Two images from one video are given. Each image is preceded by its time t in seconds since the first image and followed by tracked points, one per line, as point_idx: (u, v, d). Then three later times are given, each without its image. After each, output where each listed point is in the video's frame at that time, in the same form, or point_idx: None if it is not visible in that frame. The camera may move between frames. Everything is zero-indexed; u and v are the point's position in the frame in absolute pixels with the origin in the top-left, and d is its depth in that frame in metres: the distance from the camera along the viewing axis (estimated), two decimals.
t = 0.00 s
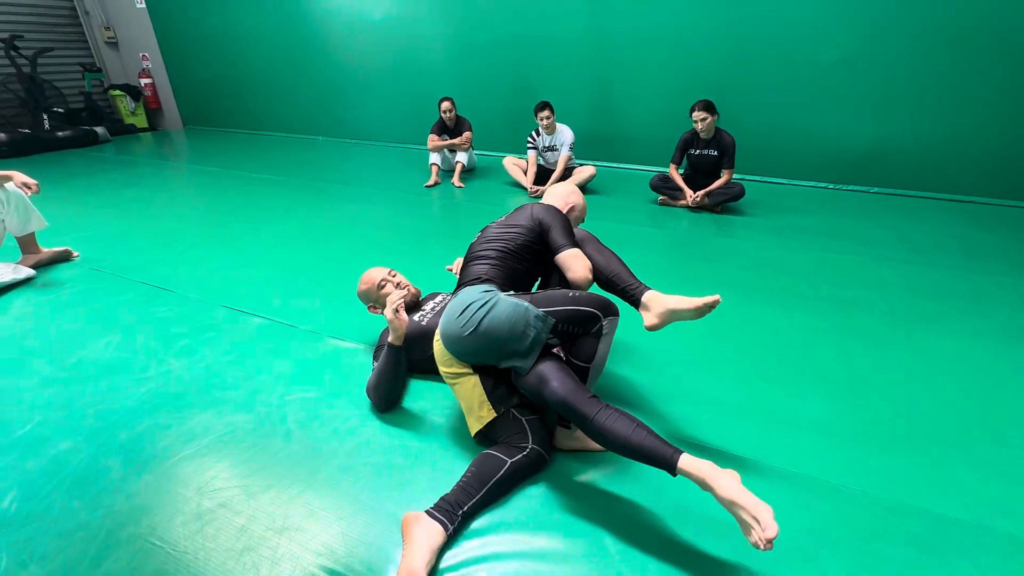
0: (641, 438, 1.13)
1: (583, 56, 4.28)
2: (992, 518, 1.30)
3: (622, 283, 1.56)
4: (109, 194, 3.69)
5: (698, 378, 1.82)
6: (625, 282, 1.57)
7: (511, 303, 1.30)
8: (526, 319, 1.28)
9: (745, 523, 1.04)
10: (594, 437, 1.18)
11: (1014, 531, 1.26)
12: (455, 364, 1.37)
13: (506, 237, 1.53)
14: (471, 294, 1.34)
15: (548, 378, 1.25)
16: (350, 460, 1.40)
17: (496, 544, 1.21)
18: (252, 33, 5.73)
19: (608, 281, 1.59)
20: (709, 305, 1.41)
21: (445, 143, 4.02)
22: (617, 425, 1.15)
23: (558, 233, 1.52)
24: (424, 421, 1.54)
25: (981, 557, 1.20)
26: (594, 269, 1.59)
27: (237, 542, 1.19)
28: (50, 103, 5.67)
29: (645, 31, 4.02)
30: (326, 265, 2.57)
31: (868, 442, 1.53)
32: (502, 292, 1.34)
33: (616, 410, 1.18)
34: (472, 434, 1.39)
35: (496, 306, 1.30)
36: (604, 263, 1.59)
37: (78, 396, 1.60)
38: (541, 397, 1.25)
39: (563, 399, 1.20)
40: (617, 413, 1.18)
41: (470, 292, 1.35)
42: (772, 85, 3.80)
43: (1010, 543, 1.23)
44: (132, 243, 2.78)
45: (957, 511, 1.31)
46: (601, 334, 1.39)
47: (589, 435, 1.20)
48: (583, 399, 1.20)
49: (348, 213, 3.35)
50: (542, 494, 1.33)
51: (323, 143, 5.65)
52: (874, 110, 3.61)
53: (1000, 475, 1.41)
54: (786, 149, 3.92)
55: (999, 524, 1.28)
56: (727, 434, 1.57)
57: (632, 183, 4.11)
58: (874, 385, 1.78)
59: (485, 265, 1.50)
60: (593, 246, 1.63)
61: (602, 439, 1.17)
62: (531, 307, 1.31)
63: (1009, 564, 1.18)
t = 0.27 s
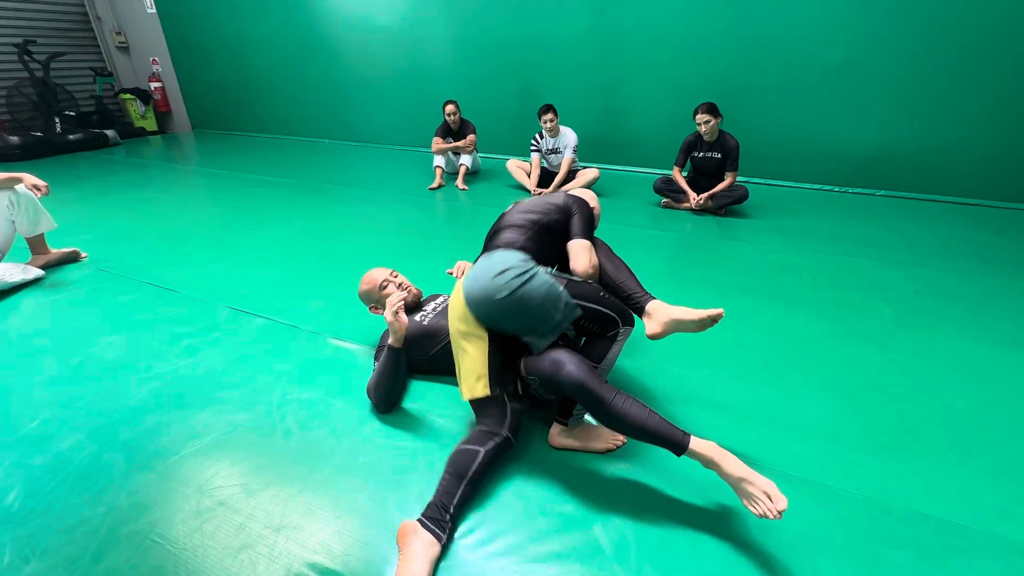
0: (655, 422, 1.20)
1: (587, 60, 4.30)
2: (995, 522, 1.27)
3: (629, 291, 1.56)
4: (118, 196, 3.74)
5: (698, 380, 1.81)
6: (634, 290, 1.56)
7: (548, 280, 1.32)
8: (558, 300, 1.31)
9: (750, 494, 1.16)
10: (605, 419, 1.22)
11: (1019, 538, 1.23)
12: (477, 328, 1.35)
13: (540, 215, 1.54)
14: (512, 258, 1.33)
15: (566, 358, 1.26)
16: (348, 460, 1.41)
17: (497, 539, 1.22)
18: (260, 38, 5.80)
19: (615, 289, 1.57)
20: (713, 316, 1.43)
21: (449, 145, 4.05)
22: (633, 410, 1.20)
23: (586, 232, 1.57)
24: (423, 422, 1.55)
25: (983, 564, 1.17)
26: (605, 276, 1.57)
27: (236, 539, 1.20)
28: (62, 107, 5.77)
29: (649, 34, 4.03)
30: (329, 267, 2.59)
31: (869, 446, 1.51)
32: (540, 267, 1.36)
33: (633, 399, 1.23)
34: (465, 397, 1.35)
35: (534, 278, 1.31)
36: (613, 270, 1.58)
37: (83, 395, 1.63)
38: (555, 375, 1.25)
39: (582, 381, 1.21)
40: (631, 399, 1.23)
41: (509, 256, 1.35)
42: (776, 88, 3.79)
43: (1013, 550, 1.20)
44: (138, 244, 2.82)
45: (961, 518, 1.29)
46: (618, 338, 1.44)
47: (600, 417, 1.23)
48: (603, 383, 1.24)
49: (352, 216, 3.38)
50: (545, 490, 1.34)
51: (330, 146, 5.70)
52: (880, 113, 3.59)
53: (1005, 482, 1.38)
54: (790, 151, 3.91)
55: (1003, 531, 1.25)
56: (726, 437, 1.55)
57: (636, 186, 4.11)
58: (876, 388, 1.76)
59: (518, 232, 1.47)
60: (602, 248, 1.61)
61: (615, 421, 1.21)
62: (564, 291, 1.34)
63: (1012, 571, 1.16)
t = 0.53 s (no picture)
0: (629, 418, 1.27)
1: (589, 61, 4.31)
2: (992, 524, 1.27)
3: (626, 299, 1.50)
4: (123, 196, 3.78)
5: (696, 381, 1.81)
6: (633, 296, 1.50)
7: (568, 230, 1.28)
8: (568, 251, 1.28)
9: (695, 486, 1.30)
10: (587, 409, 1.25)
11: (1016, 541, 1.22)
12: (486, 224, 1.22)
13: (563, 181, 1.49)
14: (544, 190, 1.27)
15: (556, 346, 1.28)
16: (346, 458, 1.42)
17: (495, 530, 1.24)
18: (264, 40, 5.84)
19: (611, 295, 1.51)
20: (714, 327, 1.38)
21: (451, 147, 4.07)
22: (614, 404, 1.26)
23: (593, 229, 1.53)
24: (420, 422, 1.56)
25: (979, 566, 1.17)
26: (602, 279, 1.50)
27: (234, 536, 1.22)
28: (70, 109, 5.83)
29: (651, 37, 4.04)
30: (331, 267, 2.61)
31: (867, 448, 1.51)
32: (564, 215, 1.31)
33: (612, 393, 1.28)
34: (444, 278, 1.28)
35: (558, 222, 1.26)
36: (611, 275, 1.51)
37: (87, 393, 1.65)
38: (546, 360, 1.26)
39: (572, 370, 1.23)
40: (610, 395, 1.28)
41: (539, 186, 1.28)
42: (778, 89, 3.79)
43: (1011, 552, 1.19)
44: (143, 244, 2.85)
45: (958, 520, 1.28)
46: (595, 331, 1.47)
47: (582, 406, 1.25)
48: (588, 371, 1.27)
49: (354, 216, 3.39)
50: (542, 482, 1.36)
51: (333, 147, 5.74)
52: (882, 114, 3.58)
53: (1004, 485, 1.37)
54: (792, 153, 3.91)
55: (1001, 534, 1.24)
56: (724, 438, 1.55)
57: (638, 187, 4.11)
58: (875, 390, 1.75)
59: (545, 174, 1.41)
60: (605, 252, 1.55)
61: (595, 412, 1.25)
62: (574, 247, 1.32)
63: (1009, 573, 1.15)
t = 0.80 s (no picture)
0: (612, 411, 1.29)
1: (591, 64, 4.32)
2: (990, 526, 1.27)
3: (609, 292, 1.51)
4: (130, 197, 3.81)
5: (694, 382, 1.82)
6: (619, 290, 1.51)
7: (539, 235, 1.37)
8: (537, 257, 1.36)
9: (666, 483, 1.31)
10: (575, 395, 1.26)
11: (1014, 543, 1.22)
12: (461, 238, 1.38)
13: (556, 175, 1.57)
14: (515, 199, 1.36)
15: (549, 330, 1.30)
16: (346, 457, 1.44)
17: (495, 530, 1.24)
18: (270, 43, 5.88)
19: (598, 287, 1.53)
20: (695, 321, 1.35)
21: (454, 148, 4.08)
22: (599, 394, 1.27)
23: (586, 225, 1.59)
24: (420, 422, 1.57)
25: (976, 568, 1.16)
26: (589, 271, 1.53)
27: (235, 533, 1.23)
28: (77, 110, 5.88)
29: (654, 39, 4.04)
30: (333, 267, 2.62)
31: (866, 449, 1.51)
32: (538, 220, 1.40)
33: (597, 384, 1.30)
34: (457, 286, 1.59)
35: (527, 227, 1.35)
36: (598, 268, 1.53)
37: (91, 391, 1.67)
38: (538, 342, 1.27)
39: (563, 352, 1.24)
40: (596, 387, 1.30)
41: (513, 195, 1.38)
42: (781, 91, 3.79)
43: (1008, 554, 1.19)
44: (148, 244, 2.87)
45: (956, 522, 1.28)
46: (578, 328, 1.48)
47: (569, 391, 1.26)
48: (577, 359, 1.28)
49: (357, 217, 3.41)
50: (542, 482, 1.37)
51: (338, 149, 5.77)
52: (885, 116, 3.58)
53: (1002, 487, 1.37)
54: (795, 155, 3.91)
55: (999, 536, 1.24)
56: (722, 438, 1.55)
57: (640, 189, 4.12)
58: (874, 393, 1.75)
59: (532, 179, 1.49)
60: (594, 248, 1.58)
61: (581, 399, 1.26)
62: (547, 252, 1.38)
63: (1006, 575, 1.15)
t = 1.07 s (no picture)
0: (596, 403, 1.31)
1: (594, 64, 4.32)
2: (989, 526, 1.27)
3: (604, 285, 1.58)
4: (133, 197, 3.83)
5: (694, 382, 1.82)
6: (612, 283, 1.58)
7: (504, 247, 1.51)
8: (504, 267, 1.49)
9: (648, 477, 1.33)
10: (560, 387, 1.27)
11: (1014, 543, 1.22)
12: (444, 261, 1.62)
13: (535, 184, 1.68)
14: (478, 220, 1.54)
15: (534, 322, 1.31)
16: (347, 455, 1.45)
17: (494, 528, 1.25)
18: (273, 43, 5.90)
19: (592, 282, 1.60)
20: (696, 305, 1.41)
21: (456, 148, 4.09)
22: (583, 386, 1.29)
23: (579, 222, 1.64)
24: (420, 420, 1.57)
25: (975, 568, 1.16)
26: (580, 264, 1.61)
27: (236, 529, 1.24)
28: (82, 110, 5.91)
29: (657, 39, 4.04)
30: (335, 267, 2.63)
31: (865, 449, 1.51)
32: (504, 234, 1.54)
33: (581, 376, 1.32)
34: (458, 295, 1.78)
35: (490, 242, 1.51)
36: (591, 263, 1.60)
37: (95, 388, 1.68)
38: (522, 335, 1.28)
39: (547, 344, 1.25)
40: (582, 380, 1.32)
41: (479, 216, 1.55)
42: (784, 92, 3.79)
43: (1007, 554, 1.19)
44: (151, 243, 2.89)
45: (955, 522, 1.28)
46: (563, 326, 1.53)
47: (554, 383, 1.27)
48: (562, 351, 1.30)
49: (359, 217, 3.43)
50: (541, 480, 1.38)
51: (341, 149, 5.78)
52: (888, 116, 3.57)
53: (1002, 487, 1.37)
54: (798, 156, 3.90)
55: (998, 536, 1.24)
56: (722, 438, 1.55)
57: (642, 189, 4.12)
58: (874, 394, 1.75)
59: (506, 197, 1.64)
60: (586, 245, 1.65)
61: (566, 390, 1.28)
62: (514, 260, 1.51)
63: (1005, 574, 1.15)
